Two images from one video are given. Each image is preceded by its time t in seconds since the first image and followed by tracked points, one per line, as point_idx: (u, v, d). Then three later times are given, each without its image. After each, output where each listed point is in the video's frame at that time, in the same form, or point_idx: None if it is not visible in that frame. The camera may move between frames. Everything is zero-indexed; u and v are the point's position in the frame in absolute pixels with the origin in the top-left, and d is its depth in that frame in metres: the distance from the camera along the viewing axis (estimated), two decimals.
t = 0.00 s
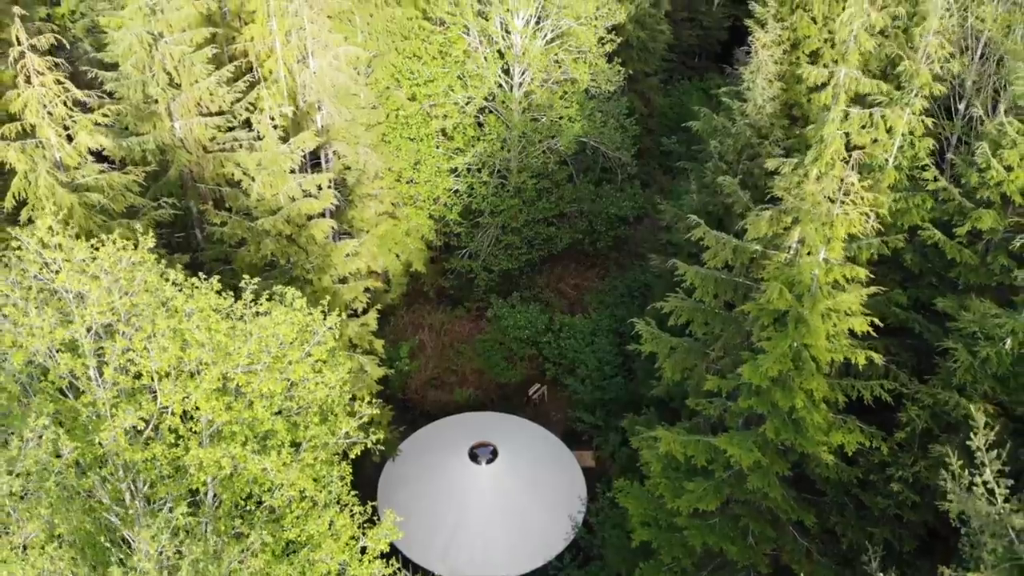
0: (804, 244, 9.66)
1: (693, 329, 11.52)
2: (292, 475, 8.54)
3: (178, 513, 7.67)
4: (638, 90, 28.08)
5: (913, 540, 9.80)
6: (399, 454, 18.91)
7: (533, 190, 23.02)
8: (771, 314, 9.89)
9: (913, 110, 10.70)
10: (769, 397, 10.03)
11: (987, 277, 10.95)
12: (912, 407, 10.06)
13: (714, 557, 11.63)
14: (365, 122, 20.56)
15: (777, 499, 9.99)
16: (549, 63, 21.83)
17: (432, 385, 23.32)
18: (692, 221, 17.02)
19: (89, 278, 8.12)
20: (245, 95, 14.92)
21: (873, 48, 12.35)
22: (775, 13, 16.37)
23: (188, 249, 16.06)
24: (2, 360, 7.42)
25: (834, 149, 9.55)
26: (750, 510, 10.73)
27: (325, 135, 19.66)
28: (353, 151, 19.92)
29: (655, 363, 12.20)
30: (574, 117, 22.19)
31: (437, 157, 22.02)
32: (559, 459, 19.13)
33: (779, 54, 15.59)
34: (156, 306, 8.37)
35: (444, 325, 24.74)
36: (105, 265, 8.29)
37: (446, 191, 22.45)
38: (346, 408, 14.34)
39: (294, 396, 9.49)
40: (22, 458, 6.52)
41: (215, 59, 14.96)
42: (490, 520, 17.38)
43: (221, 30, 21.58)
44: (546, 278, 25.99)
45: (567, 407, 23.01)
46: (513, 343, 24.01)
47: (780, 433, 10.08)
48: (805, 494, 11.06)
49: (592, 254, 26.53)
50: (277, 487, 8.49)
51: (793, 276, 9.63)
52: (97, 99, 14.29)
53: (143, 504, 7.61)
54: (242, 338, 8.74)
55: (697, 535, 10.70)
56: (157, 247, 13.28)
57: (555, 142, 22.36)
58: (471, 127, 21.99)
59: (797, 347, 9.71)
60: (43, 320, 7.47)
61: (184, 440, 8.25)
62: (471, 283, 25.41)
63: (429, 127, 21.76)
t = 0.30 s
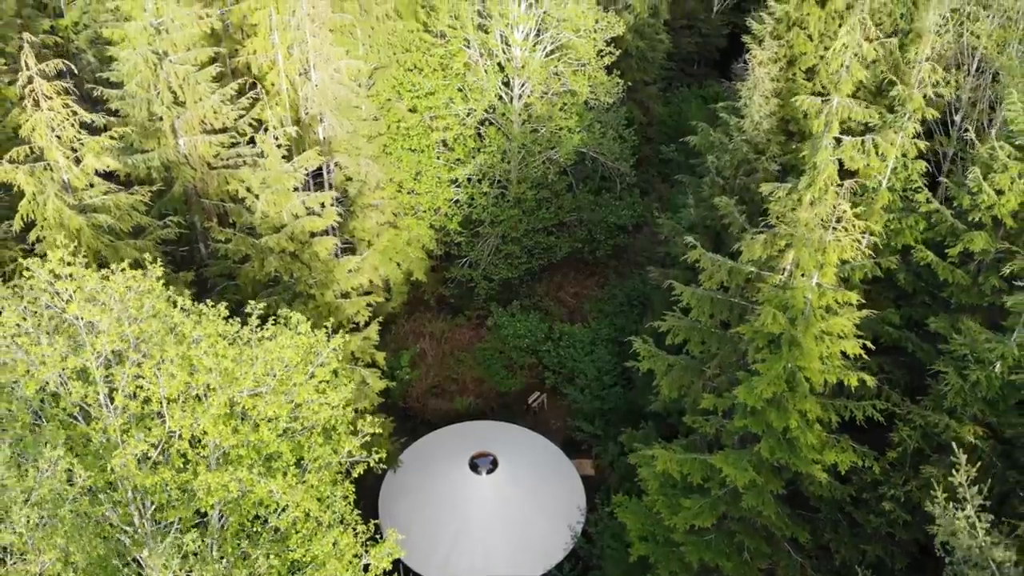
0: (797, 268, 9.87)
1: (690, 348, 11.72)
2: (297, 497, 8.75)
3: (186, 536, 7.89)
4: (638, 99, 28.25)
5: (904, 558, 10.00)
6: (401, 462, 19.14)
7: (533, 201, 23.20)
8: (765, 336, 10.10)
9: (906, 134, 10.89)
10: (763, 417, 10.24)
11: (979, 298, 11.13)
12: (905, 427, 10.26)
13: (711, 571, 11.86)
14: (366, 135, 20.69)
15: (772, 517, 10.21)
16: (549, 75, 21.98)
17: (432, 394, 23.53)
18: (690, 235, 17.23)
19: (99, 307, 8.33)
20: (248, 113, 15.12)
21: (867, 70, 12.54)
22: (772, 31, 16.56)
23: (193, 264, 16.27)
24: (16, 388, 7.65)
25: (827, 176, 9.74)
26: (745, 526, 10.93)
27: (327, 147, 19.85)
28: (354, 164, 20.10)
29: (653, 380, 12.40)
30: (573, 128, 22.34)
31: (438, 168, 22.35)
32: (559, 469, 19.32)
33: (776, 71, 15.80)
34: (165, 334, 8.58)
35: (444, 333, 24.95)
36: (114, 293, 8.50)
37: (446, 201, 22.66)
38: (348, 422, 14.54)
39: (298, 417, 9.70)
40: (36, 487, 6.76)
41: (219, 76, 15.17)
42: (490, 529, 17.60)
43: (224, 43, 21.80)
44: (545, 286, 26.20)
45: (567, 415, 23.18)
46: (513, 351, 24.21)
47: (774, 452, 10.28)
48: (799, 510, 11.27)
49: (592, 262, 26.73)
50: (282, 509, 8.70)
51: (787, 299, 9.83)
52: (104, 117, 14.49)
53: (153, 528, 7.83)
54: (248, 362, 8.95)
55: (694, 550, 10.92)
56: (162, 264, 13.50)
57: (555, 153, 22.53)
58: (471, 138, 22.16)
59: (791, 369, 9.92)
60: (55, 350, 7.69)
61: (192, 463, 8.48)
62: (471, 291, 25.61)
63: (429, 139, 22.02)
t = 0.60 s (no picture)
0: (790, 292, 10.06)
1: (685, 366, 11.91)
2: (300, 518, 8.95)
3: (192, 559, 8.09)
4: (636, 108, 28.45)
5: None
6: (402, 471, 19.36)
7: (532, 211, 23.36)
8: (758, 358, 10.30)
9: (898, 157, 11.08)
10: (756, 436, 10.45)
11: (969, 317, 11.31)
12: (895, 446, 10.46)
13: None
14: (366, 146, 20.89)
15: (765, 534, 10.43)
16: (548, 87, 22.20)
17: (432, 402, 23.72)
18: (686, 248, 17.42)
19: (106, 334, 8.51)
20: (250, 130, 15.31)
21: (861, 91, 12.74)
22: (768, 48, 16.79)
23: (196, 278, 16.46)
24: (27, 415, 7.85)
25: (819, 201, 9.94)
26: (740, 543, 11.14)
27: (328, 159, 20.04)
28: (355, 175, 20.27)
29: (649, 397, 12.60)
30: (571, 138, 22.46)
31: (438, 178, 22.51)
32: (558, 478, 19.51)
33: (772, 88, 15.99)
34: (171, 359, 8.78)
35: (444, 342, 25.13)
36: (121, 320, 8.68)
37: (446, 212, 22.81)
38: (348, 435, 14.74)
39: (300, 438, 9.91)
40: (47, 515, 6.99)
41: (222, 93, 15.37)
42: (489, 538, 17.81)
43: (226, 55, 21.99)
44: (545, 295, 26.43)
45: (566, 423, 23.36)
46: (512, 360, 24.40)
47: (767, 471, 10.49)
48: (792, 526, 11.48)
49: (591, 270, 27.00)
50: (286, 529, 8.92)
51: (780, 322, 10.04)
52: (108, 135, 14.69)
53: (161, 551, 8.06)
54: (251, 386, 9.14)
55: (689, 566, 11.14)
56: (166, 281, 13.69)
57: (553, 163, 22.68)
58: (470, 149, 22.33)
59: (783, 391, 10.12)
60: (64, 378, 7.89)
61: (197, 485, 8.70)
62: (471, 300, 25.79)
63: (429, 149, 22.17)
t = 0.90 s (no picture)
0: (783, 314, 10.26)
1: (682, 384, 12.11)
2: (303, 538, 9.15)
3: None
4: (635, 117, 28.66)
5: None
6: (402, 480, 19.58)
7: (531, 222, 23.51)
8: (752, 378, 10.49)
9: (890, 179, 11.28)
10: (751, 455, 10.65)
11: (961, 336, 11.47)
12: (886, 465, 10.67)
13: None
14: (367, 157, 21.15)
15: (759, 551, 10.63)
16: (547, 100, 22.44)
17: (433, 411, 23.92)
18: (683, 261, 17.59)
19: (114, 360, 8.71)
20: (252, 146, 15.50)
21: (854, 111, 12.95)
22: (764, 64, 17.03)
23: (199, 291, 16.66)
24: (38, 441, 8.05)
25: (811, 225, 10.15)
26: (735, 558, 11.35)
27: (329, 171, 20.26)
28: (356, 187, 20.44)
29: (646, 414, 12.80)
30: (570, 149, 22.58)
31: (438, 189, 22.64)
32: (557, 488, 19.69)
33: (768, 104, 16.17)
34: (177, 384, 8.99)
35: (444, 350, 25.33)
36: (129, 345, 8.87)
37: (447, 223, 22.91)
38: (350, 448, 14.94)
39: (303, 458, 10.11)
40: (60, 541, 7.20)
41: (225, 111, 15.59)
42: (489, 548, 17.99)
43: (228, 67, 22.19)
44: (544, 303, 26.65)
45: (565, 431, 23.55)
46: (512, 368, 24.59)
47: (761, 489, 10.69)
48: (786, 542, 11.68)
49: (590, 278, 27.22)
50: (289, 549, 9.12)
51: (773, 343, 10.24)
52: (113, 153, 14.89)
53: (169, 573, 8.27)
54: (255, 408, 9.34)
55: None
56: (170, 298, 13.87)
57: (552, 174, 22.82)
58: (470, 160, 22.52)
59: (776, 411, 10.31)
60: (74, 405, 8.08)
61: (204, 507, 8.89)
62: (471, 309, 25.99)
63: (429, 160, 22.32)
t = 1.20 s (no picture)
0: (778, 335, 10.45)
1: (679, 401, 12.31)
2: (307, 557, 9.35)
3: None
4: (634, 125, 28.81)
5: None
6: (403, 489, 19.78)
7: (531, 231, 23.69)
8: (747, 398, 10.67)
9: (883, 200, 11.46)
10: (746, 472, 10.85)
11: (953, 354, 11.63)
12: (879, 482, 10.89)
13: None
14: (369, 168, 21.35)
15: (754, 566, 10.84)
16: (547, 111, 22.63)
17: (434, 419, 24.12)
18: (681, 274, 17.78)
19: (123, 384, 8.90)
20: (255, 162, 15.65)
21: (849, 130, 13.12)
22: (761, 80, 17.24)
23: (203, 304, 16.84)
24: (50, 465, 8.27)
25: (805, 248, 10.38)
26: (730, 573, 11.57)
27: (330, 182, 20.47)
28: (357, 197, 20.64)
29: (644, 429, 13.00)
30: (570, 159, 22.69)
31: (439, 199, 22.80)
32: (557, 497, 19.86)
33: (764, 120, 16.32)
34: (184, 406, 9.18)
35: (445, 358, 25.53)
36: (136, 370, 9.06)
37: (447, 232, 23.11)
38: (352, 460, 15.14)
39: (307, 476, 10.30)
40: (72, 565, 7.42)
41: (228, 128, 15.80)
42: (489, 557, 18.19)
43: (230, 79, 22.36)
44: (544, 311, 26.86)
45: (565, 439, 23.73)
46: (512, 376, 24.77)
47: (757, 506, 10.88)
48: (781, 557, 11.90)
49: (589, 286, 27.41)
50: (293, 568, 9.32)
51: (768, 363, 10.43)
52: (117, 170, 15.08)
53: None
54: (259, 429, 9.53)
55: None
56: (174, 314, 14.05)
57: (552, 184, 22.93)
58: (470, 170, 22.65)
59: (771, 430, 10.49)
60: (85, 430, 8.29)
61: (209, 526, 9.08)
62: (471, 316, 26.16)
63: (430, 170, 22.46)
